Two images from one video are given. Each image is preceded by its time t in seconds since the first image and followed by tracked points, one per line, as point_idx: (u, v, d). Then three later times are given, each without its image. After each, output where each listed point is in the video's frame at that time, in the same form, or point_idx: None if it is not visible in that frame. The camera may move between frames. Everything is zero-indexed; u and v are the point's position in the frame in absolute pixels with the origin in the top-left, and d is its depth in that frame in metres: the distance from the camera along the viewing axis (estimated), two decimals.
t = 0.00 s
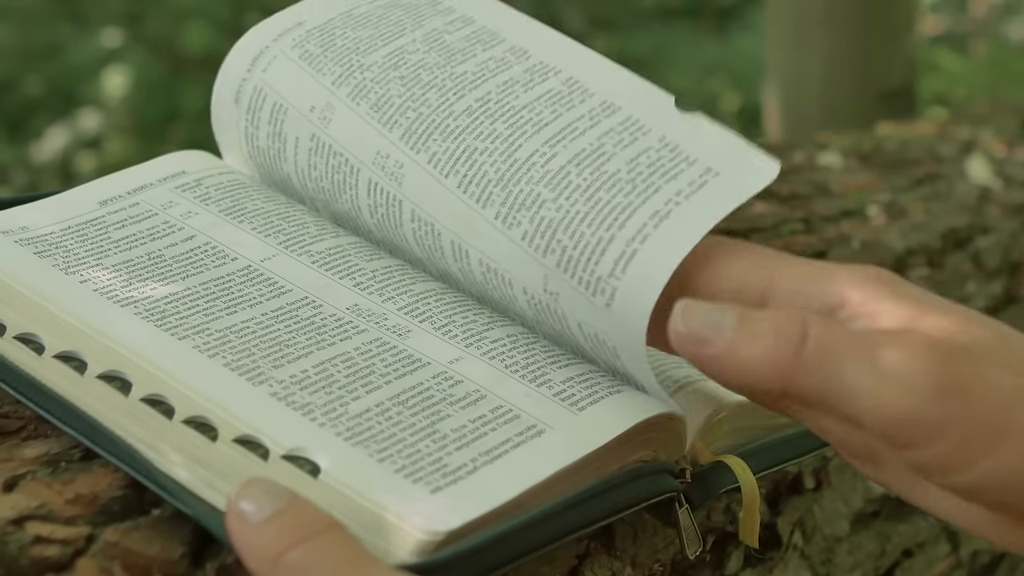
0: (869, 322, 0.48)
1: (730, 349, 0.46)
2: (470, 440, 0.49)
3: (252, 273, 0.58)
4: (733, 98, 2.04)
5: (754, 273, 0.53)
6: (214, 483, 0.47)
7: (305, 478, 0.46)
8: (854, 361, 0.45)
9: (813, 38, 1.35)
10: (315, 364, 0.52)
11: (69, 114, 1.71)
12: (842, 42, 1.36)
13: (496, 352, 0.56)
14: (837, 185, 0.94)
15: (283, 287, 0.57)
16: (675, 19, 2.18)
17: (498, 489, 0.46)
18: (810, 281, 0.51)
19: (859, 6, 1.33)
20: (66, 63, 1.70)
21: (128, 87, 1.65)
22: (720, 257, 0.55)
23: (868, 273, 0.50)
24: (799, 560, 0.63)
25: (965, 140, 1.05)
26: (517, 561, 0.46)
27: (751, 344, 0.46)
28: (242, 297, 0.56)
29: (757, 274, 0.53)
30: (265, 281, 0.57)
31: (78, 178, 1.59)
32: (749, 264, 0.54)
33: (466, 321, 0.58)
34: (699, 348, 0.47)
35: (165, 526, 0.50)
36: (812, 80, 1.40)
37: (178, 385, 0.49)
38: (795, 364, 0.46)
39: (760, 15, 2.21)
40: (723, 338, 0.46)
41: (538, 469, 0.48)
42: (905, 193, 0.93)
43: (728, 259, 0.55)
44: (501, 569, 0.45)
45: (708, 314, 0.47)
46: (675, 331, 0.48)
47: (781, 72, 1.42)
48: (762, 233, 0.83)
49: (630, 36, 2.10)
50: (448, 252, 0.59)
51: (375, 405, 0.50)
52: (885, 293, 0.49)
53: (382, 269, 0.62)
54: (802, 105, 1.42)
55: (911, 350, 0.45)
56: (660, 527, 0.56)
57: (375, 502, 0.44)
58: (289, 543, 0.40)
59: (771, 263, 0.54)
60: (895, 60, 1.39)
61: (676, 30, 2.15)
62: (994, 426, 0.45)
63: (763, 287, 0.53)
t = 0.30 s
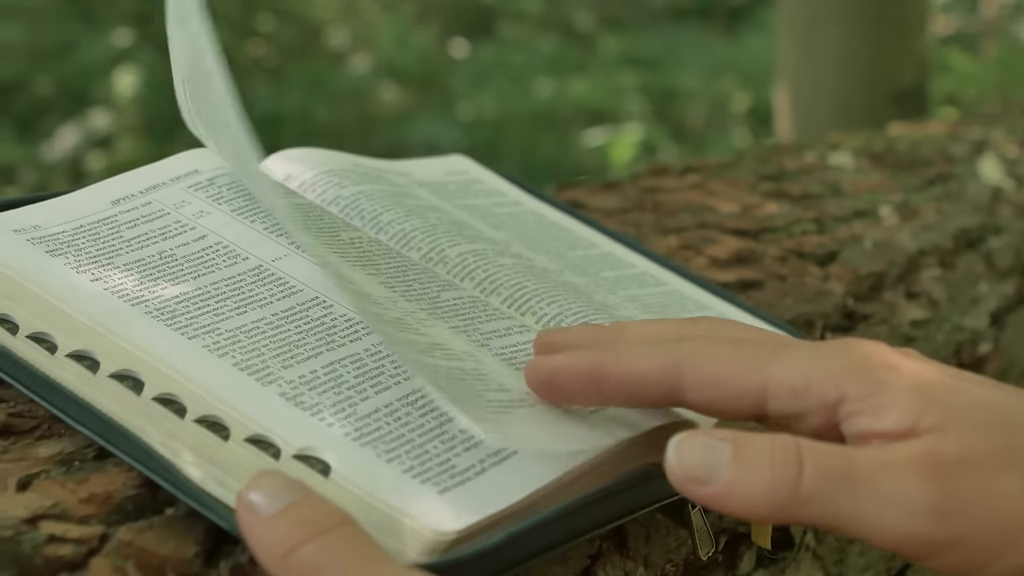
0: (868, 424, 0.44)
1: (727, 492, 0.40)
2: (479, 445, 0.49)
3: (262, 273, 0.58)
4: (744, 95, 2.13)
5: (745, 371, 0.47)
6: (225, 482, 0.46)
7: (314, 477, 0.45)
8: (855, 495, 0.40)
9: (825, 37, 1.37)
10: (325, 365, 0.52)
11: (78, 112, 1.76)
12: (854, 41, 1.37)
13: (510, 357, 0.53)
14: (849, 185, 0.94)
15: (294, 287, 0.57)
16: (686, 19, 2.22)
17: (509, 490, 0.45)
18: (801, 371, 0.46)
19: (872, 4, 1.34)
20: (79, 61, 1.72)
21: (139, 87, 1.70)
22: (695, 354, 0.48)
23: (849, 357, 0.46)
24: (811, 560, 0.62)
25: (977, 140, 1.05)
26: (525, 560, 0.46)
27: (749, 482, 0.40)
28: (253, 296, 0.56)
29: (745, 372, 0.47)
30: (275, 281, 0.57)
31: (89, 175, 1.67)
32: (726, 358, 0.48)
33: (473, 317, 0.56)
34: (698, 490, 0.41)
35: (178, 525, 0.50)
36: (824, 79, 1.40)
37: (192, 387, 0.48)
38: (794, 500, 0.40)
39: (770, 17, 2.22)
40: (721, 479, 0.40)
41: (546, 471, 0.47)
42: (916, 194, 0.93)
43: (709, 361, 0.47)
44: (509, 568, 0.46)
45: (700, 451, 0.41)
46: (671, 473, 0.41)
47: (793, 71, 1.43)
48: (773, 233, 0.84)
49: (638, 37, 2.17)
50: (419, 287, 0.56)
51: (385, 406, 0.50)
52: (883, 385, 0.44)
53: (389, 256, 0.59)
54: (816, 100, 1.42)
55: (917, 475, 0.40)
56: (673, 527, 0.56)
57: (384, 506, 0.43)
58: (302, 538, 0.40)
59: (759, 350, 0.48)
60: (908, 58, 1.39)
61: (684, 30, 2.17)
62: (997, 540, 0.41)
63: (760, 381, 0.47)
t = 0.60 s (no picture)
0: (877, 442, 0.44)
1: (737, 523, 0.40)
2: (491, 455, 0.47)
3: (272, 260, 0.55)
4: (755, 95, 2.08)
5: (753, 392, 0.46)
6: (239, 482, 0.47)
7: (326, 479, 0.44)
8: (866, 522, 0.40)
9: (836, 38, 1.37)
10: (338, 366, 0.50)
11: (91, 112, 1.82)
12: (865, 42, 1.37)
13: (518, 366, 0.54)
14: (860, 186, 0.94)
15: (307, 280, 0.55)
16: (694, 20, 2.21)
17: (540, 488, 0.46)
18: (809, 389, 0.46)
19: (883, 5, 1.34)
20: (88, 62, 1.80)
21: (148, 86, 1.74)
22: (701, 378, 0.47)
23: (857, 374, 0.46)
24: (826, 561, 0.62)
25: (990, 141, 1.05)
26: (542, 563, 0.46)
27: (759, 512, 0.40)
28: (267, 286, 0.54)
29: (752, 393, 0.46)
30: (287, 272, 0.55)
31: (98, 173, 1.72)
32: (732, 379, 0.47)
33: (483, 323, 0.56)
34: (708, 520, 0.41)
35: (191, 526, 0.50)
36: (835, 79, 1.40)
37: (201, 384, 0.47)
38: (804, 530, 0.40)
39: (782, 17, 2.21)
40: (730, 510, 0.40)
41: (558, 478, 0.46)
42: (928, 194, 0.93)
43: (716, 386, 0.47)
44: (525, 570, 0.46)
45: (708, 482, 0.41)
46: (679, 504, 0.41)
47: (803, 72, 1.43)
48: (785, 233, 0.84)
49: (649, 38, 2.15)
50: (429, 293, 0.58)
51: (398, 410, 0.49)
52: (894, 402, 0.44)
53: (400, 261, 0.60)
54: (826, 103, 1.43)
55: (928, 499, 0.41)
56: (686, 528, 0.56)
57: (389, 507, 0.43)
58: (338, 509, 0.39)
59: (766, 370, 0.47)
60: (919, 59, 1.39)
61: (694, 31, 2.14)
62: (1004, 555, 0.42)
63: (768, 402, 0.46)
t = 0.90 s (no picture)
0: (893, 417, 0.45)
1: (751, 486, 0.41)
2: (504, 452, 0.47)
3: (284, 262, 0.56)
4: (764, 95, 2.08)
5: (775, 364, 0.47)
6: (250, 481, 0.46)
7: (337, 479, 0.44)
8: (878, 491, 0.40)
9: (847, 38, 1.37)
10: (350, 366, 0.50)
11: (101, 112, 1.83)
12: (875, 42, 1.37)
13: (531, 363, 0.54)
14: (871, 186, 0.94)
15: (318, 280, 0.55)
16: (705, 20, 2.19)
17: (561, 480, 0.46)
18: (830, 363, 0.47)
19: (895, 5, 1.34)
20: (98, 61, 1.81)
21: (158, 86, 1.73)
22: (725, 354, 0.48)
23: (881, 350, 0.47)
24: (835, 561, 0.62)
25: (1002, 141, 1.05)
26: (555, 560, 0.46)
27: (773, 478, 0.40)
28: (278, 287, 0.54)
29: (774, 366, 0.47)
30: (298, 273, 0.55)
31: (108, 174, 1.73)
32: (755, 353, 0.48)
33: (495, 321, 0.56)
34: (722, 484, 0.42)
35: (203, 525, 0.50)
36: (845, 79, 1.41)
37: (215, 383, 0.47)
38: (817, 497, 0.40)
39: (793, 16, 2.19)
40: (745, 474, 0.41)
41: (572, 475, 0.46)
42: (939, 195, 0.93)
43: (741, 359, 0.48)
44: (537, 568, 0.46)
45: (724, 447, 0.41)
46: (695, 468, 0.42)
47: (814, 72, 1.43)
48: (796, 233, 0.84)
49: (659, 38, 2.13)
50: (440, 292, 0.58)
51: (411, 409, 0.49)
52: (914, 379, 0.45)
53: (411, 261, 0.60)
54: (836, 103, 1.43)
55: (941, 474, 0.41)
56: (697, 528, 0.56)
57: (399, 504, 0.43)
58: (361, 513, 0.39)
59: (790, 346, 0.48)
60: (931, 59, 1.39)
61: (704, 31, 2.12)
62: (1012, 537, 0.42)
63: (789, 374, 0.47)
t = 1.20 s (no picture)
0: (931, 386, 0.48)
1: (786, 435, 0.43)
2: (517, 452, 0.47)
3: (295, 262, 0.56)
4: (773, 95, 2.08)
5: (817, 334, 0.49)
6: (262, 480, 0.46)
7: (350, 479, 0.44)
8: (907, 446, 0.42)
9: (857, 39, 1.37)
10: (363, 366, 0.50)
11: (110, 112, 1.83)
12: (885, 42, 1.37)
13: (543, 362, 0.54)
14: (881, 186, 0.94)
15: (330, 280, 0.55)
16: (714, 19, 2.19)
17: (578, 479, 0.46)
18: (871, 334, 0.49)
19: (904, 6, 1.34)
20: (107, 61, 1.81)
21: (167, 86, 1.75)
22: (768, 325, 0.51)
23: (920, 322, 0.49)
24: (846, 562, 0.62)
25: (1013, 142, 1.05)
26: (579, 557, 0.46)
27: (807, 426, 0.43)
28: (290, 287, 0.54)
29: (817, 336, 0.50)
30: (310, 273, 0.55)
31: (117, 174, 1.73)
32: (797, 324, 0.50)
33: (507, 319, 0.56)
34: (760, 430, 0.44)
35: (215, 525, 0.50)
36: (855, 79, 1.41)
37: (227, 383, 0.47)
38: (848, 447, 0.42)
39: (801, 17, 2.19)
40: (782, 423, 0.43)
41: (585, 473, 0.46)
42: (949, 195, 0.93)
43: (784, 330, 0.50)
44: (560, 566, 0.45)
45: (766, 398, 0.44)
46: (736, 413, 0.45)
47: (823, 72, 1.43)
48: (807, 234, 0.84)
49: (668, 37, 2.12)
50: (452, 291, 0.58)
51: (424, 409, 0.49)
52: (950, 350, 0.48)
53: (423, 261, 0.60)
54: (845, 104, 1.43)
55: (972, 435, 0.42)
56: (708, 528, 0.56)
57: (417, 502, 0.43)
58: (401, 516, 0.40)
59: (829, 319, 0.50)
60: (942, 59, 1.39)
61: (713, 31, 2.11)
62: None
63: (830, 344, 0.49)
